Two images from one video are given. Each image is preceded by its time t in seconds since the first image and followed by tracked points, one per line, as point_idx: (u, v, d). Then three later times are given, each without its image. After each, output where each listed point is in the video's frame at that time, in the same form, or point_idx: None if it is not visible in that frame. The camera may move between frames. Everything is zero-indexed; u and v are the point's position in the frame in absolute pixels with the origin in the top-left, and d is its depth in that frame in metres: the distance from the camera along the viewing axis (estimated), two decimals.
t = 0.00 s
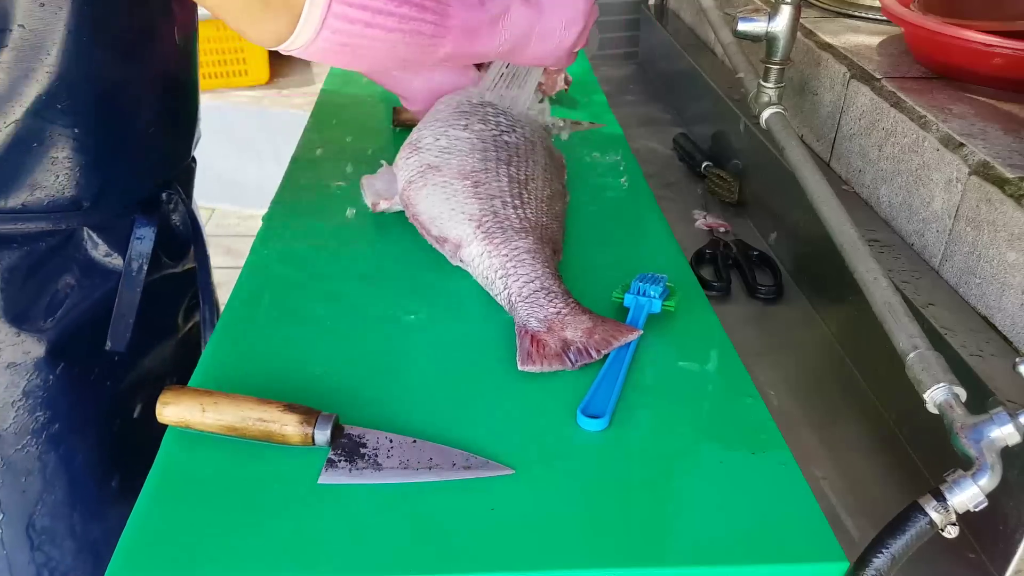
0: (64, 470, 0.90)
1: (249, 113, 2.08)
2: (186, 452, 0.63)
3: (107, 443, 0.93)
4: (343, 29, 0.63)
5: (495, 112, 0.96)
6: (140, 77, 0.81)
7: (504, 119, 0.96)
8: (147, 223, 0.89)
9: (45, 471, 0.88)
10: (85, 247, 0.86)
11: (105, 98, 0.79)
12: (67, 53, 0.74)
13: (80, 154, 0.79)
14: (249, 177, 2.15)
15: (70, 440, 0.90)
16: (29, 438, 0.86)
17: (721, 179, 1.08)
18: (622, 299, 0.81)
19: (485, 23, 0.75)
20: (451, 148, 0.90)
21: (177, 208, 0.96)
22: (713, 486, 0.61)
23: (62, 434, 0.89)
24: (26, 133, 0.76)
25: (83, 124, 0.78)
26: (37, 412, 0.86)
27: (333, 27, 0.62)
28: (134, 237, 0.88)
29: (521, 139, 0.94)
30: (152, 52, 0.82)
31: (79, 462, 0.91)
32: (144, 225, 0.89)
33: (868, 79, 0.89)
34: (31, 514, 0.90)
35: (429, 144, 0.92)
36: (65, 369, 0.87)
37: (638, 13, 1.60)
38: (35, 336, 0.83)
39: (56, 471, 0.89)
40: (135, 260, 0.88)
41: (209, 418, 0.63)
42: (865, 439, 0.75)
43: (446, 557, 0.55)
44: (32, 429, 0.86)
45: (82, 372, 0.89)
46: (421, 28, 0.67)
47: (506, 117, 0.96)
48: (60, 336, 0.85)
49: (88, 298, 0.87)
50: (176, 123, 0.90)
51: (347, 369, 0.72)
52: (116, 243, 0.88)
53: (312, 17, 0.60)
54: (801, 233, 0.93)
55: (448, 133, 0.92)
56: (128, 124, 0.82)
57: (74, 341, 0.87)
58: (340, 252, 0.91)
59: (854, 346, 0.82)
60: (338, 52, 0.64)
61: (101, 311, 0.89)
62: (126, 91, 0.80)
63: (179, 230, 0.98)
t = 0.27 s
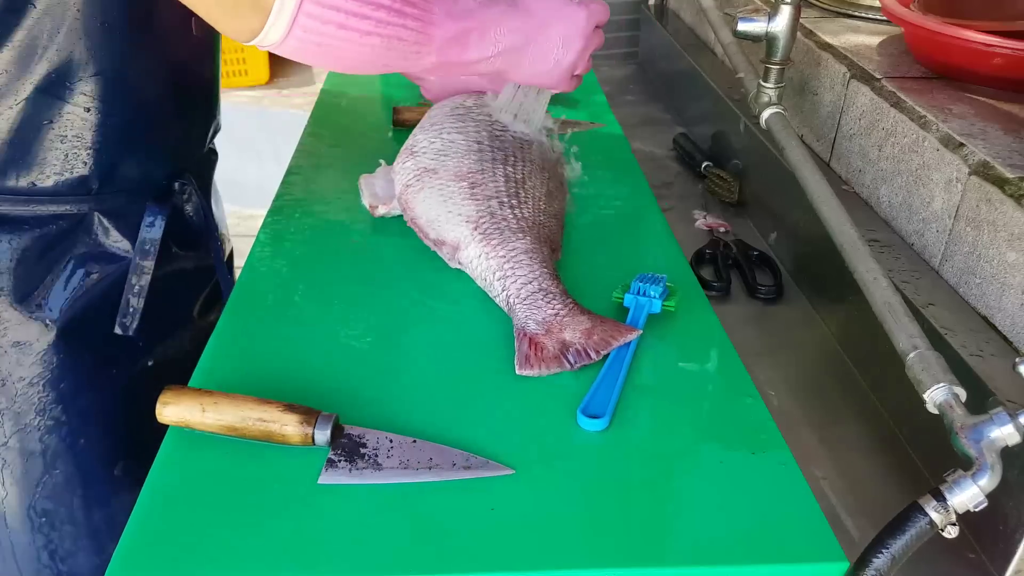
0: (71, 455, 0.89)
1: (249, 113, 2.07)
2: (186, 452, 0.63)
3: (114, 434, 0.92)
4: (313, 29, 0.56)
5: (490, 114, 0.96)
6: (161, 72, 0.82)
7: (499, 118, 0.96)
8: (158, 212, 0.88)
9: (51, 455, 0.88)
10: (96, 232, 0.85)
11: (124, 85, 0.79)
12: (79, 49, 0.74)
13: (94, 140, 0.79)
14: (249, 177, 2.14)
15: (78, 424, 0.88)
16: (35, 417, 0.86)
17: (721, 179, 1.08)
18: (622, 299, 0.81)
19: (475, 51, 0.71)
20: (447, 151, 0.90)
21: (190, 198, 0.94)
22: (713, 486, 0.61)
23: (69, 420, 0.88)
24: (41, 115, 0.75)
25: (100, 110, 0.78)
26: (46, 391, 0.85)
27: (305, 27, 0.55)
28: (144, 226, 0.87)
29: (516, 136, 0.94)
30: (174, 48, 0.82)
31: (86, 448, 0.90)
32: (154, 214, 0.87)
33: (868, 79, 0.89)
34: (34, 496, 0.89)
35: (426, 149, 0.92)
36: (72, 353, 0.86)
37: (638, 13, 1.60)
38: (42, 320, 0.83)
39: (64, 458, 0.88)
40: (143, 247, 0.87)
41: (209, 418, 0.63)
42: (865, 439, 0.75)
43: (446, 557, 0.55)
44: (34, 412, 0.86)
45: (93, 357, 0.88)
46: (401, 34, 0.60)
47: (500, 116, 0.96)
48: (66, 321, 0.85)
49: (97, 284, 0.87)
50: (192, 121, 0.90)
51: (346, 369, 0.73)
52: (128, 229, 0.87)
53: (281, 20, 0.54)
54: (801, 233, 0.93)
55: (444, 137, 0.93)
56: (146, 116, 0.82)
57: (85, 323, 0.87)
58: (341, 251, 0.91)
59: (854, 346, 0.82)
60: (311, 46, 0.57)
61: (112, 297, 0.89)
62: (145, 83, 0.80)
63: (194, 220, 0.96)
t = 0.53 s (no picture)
0: (87, 441, 0.89)
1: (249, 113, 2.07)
2: (186, 452, 0.63)
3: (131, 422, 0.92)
4: (313, 36, 0.64)
5: (486, 114, 0.96)
6: (169, 72, 0.81)
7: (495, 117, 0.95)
8: (170, 205, 0.87)
9: (68, 442, 0.88)
10: (111, 224, 0.85)
11: (133, 82, 0.78)
12: (86, 48, 0.74)
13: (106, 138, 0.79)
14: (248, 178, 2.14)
15: (94, 413, 0.88)
16: (51, 405, 0.86)
17: (721, 179, 1.08)
18: (622, 299, 0.81)
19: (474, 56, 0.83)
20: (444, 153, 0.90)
21: (203, 190, 0.95)
22: (713, 486, 0.61)
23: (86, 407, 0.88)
24: (51, 114, 0.76)
25: (109, 107, 0.78)
26: (62, 380, 0.85)
27: (303, 35, 0.64)
28: (158, 218, 0.86)
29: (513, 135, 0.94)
30: (183, 48, 0.82)
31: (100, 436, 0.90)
32: (167, 206, 0.87)
33: (868, 79, 0.89)
34: (50, 483, 0.90)
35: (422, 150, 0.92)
36: (88, 343, 0.85)
37: (638, 13, 1.60)
38: (60, 309, 0.83)
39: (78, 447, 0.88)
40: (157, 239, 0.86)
41: (210, 418, 0.63)
42: (865, 439, 0.75)
43: (446, 557, 0.55)
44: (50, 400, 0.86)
45: (109, 346, 0.88)
46: (398, 41, 0.71)
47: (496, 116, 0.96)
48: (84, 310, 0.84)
49: (114, 276, 0.86)
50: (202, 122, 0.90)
51: (346, 370, 0.73)
52: (142, 221, 0.86)
53: (281, 22, 0.62)
54: (801, 233, 0.93)
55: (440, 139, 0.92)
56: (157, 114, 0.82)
57: (101, 314, 0.86)
58: (341, 251, 0.91)
59: (854, 345, 0.82)
60: (313, 55, 0.66)
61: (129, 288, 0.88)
62: (153, 83, 0.80)
63: (205, 211, 0.97)
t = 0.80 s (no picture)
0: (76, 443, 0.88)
1: (250, 114, 2.06)
2: (185, 451, 0.63)
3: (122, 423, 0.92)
4: (290, 57, 0.55)
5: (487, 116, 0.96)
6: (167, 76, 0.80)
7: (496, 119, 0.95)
8: (164, 208, 0.87)
9: (58, 444, 0.87)
10: (103, 227, 0.85)
11: (128, 87, 0.77)
12: (81, 53, 0.74)
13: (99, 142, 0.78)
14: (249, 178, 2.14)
15: (85, 414, 0.88)
16: (41, 408, 0.86)
17: (721, 179, 1.09)
18: (623, 299, 0.81)
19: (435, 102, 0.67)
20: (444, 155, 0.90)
21: (196, 195, 0.93)
22: (714, 486, 0.61)
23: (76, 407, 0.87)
24: (46, 118, 0.75)
25: (103, 111, 0.77)
26: (51, 382, 0.85)
27: (278, 56, 0.55)
28: (150, 220, 0.86)
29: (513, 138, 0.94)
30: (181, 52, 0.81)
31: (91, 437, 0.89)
32: (161, 209, 0.87)
33: (868, 79, 0.89)
34: (41, 484, 0.89)
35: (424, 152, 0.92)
36: (76, 344, 0.86)
37: (638, 14, 1.60)
38: (46, 312, 0.83)
39: (69, 448, 0.88)
40: (148, 242, 0.86)
41: (209, 418, 0.63)
42: (865, 439, 0.75)
43: (448, 557, 0.55)
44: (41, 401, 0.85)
45: (101, 346, 0.88)
46: (381, 68, 0.60)
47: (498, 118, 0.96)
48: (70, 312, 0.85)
49: (102, 279, 0.87)
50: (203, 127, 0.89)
51: (348, 369, 0.72)
52: (134, 223, 0.86)
53: (254, 42, 0.54)
54: (801, 233, 0.93)
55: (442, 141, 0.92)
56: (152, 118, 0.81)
57: (89, 315, 0.86)
58: (341, 251, 0.91)
59: (853, 345, 0.82)
60: (285, 83, 0.57)
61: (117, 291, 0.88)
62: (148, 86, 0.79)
63: (198, 216, 0.95)
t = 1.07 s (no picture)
0: (61, 448, 0.87)
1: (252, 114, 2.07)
2: (186, 451, 0.63)
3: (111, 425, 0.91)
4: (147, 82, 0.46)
5: (490, 116, 0.96)
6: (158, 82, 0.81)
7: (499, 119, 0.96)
8: (148, 214, 0.86)
9: (45, 448, 0.86)
10: (87, 231, 0.85)
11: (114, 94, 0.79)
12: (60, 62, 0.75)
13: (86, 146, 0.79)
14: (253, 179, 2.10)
15: (71, 417, 0.87)
16: (29, 410, 0.84)
17: (721, 179, 1.09)
18: (623, 299, 0.81)
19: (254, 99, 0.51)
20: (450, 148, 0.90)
21: (184, 200, 0.92)
22: (714, 486, 0.61)
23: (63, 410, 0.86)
24: (25, 125, 0.77)
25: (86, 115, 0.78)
26: (37, 383, 0.84)
27: (131, 78, 0.46)
28: (134, 225, 0.85)
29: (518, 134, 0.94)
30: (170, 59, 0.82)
31: (79, 440, 0.88)
32: (145, 215, 0.86)
33: (868, 79, 0.89)
34: (29, 486, 0.87)
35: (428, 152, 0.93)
36: (57, 346, 0.85)
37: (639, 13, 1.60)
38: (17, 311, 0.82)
39: (60, 451, 0.87)
40: (130, 247, 0.84)
41: (209, 418, 0.62)
42: (865, 440, 0.75)
43: (449, 557, 0.55)
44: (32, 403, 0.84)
45: (86, 349, 0.88)
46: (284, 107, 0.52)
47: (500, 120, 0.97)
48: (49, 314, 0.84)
49: (83, 282, 0.86)
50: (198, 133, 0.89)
51: (348, 369, 0.72)
52: (118, 228, 0.86)
53: (97, 65, 0.44)
54: (801, 233, 0.93)
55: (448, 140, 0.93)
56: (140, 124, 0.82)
57: (68, 316, 0.86)
58: (341, 251, 0.91)
59: (853, 345, 0.82)
60: (146, 113, 0.47)
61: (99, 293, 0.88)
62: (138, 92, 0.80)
63: (186, 221, 0.94)
